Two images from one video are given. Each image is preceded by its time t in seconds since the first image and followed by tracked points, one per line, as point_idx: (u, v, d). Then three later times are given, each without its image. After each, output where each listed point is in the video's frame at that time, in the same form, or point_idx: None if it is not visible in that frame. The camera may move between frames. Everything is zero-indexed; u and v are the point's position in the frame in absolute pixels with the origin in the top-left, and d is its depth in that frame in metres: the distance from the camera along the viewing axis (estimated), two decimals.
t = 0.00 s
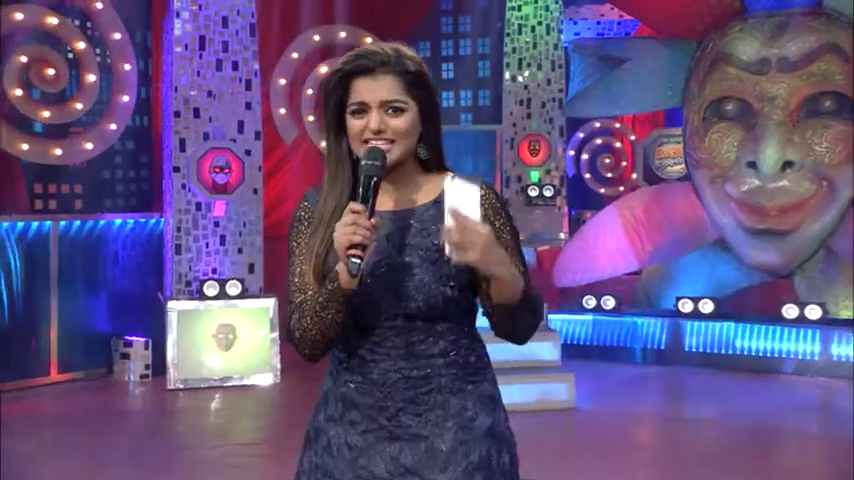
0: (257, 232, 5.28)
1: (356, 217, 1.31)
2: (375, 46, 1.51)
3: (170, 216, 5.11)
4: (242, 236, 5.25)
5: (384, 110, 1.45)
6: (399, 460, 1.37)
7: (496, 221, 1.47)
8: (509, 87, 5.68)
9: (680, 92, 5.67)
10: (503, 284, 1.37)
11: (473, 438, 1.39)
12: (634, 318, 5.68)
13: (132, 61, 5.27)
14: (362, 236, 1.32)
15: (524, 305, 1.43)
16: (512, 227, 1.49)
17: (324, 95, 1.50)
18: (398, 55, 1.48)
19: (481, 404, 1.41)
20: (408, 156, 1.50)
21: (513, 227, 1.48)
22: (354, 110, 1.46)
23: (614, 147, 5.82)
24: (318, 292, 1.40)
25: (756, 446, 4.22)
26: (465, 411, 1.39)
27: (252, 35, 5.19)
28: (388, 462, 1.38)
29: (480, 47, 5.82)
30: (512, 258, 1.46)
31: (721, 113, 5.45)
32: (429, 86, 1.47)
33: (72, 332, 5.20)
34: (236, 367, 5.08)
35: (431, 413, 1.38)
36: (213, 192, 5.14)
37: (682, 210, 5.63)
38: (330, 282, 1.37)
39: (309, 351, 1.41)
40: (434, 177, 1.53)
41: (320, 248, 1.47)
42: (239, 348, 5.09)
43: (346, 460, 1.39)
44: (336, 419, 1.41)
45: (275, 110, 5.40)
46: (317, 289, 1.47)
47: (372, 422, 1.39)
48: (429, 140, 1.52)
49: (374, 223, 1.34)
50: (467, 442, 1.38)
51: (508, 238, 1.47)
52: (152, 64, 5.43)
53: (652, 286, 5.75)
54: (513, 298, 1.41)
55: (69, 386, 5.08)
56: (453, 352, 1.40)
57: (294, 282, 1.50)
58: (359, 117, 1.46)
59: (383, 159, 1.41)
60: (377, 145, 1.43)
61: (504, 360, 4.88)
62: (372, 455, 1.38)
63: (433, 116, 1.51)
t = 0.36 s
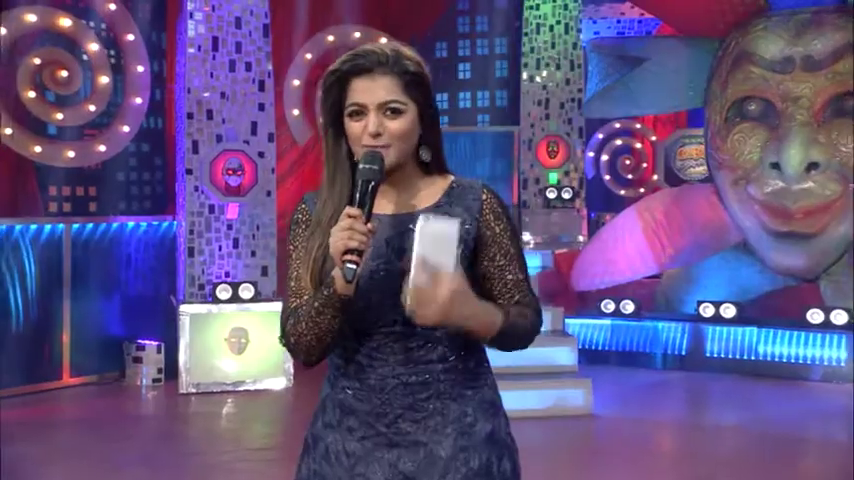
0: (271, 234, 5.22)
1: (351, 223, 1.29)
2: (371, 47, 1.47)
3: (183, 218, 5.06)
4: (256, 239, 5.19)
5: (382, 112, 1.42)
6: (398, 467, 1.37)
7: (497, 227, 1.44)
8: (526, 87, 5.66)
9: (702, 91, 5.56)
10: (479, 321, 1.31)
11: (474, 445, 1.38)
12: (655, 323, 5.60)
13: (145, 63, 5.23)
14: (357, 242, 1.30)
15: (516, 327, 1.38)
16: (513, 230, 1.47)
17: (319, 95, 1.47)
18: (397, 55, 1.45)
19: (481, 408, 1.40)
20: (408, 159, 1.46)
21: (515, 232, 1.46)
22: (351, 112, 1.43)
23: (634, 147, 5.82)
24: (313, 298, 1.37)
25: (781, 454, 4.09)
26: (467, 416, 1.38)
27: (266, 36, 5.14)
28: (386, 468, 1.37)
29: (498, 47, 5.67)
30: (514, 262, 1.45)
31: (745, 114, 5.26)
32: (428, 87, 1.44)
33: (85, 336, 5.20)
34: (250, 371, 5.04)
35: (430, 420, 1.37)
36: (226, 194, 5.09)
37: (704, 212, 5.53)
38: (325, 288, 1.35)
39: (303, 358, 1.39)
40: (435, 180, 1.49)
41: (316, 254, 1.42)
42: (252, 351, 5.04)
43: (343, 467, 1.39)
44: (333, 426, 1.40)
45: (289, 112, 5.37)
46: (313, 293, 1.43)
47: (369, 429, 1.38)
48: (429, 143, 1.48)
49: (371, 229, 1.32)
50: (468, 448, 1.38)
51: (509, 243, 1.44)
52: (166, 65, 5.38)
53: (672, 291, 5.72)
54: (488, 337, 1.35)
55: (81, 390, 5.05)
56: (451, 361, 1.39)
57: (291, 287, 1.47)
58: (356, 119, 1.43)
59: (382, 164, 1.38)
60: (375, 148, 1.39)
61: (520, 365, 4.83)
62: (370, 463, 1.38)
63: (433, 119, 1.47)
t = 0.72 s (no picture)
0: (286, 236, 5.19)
1: (349, 229, 1.38)
2: (369, 50, 1.54)
3: (197, 220, 5.05)
4: (270, 241, 5.16)
5: (379, 117, 1.50)
6: (398, 471, 1.48)
7: (497, 232, 1.53)
8: (545, 87, 5.74)
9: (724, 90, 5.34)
10: (471, 323, 1.44)
11: (475, 449, 1.49)
12: (676, 327, 5.55)
13: (161, 64, 5.21)
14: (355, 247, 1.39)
15: (512, 329, 1.49)
16: (515, 235, 1.55)
17: (317, 99, 1.55)
18: (394, 57, 1.52)
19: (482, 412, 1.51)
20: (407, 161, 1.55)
21: (516, 235, 1.55)
22: (349, 117, 1.51)
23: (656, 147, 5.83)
24: (313, 303, 1.48)
25: (806, 462, 3.97)
26: (467, 421, 1.49)
27: (281, 36, 5.10)
28: (387, 472, 1.48)
29: (517, 46, 5.71)
30: (515, 268, 1.53)
31: (768, 113, 4.91)
32: (427, 89, 1.51)
33: (101, 338, 5.19)
34: (264, 374, 5.01)
35: (432, 425, 1.48)
36: (241, 196, 5.06)
37: (728, 212, 5.36)
38: (324, 293, 1.46)
39: (304, 361, 1.50)
40: (435, 182, 1.57)
41: (316, 256, 1.52)
42: (267, 354, 5.00)
43: (345, 470, 1.49)
44: (336, 429, 1.51)
45: (303, 113, 5.18)
46: (312, 298, 1.55)
47: (372, 433, 1.49)
48: (428, 145, 1.56)
49: (369, 233, 1.41)
50: (468, 453, 1.49)
51: (510, 248, 1.53)
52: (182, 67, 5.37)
53: (693, 294, 5.60)
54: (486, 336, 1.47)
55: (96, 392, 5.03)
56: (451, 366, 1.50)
57: (292, 289, 1.57)
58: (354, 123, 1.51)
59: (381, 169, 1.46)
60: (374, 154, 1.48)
61: (532, 370, 4.82)
62: (371, 467, 1.48)
63: (432, 121, 1.55)
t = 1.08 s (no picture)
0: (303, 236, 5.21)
1: (360, 222, 1.37)
2: (376, 49, 1.56)
3: (216, 220, 5.08)
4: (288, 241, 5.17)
5: (389, 115, 1.50)
6: (403, 472, 1.47)
7: (502, 228, 1.53)
8: (564, 87, 5.72)
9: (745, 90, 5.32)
10: (459, 334, 1.43)
11: (481, 450, 1.47)
12: (697, 328, 5.47)
13: (179, 65, 5.23)
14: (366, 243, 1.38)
15: (504, 337, 1.47)
16: (520, 231, 1.54)
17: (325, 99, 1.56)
18: (401, 56, 1.53)
19: (489, 413, 1.50)
20: (414, 160, 1.56)
21: (520, 231, 1.54)
22: (357, 115, 1.52)
23: (677, 148, 5.67)
24: (321, 299, 1.47)
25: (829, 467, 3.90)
26: (473, 421, 1.48)
27: (299, 36, 5.10)
28: (392, 472, 1.47)
29: (536, 46, 5.77)
30: (519, 264, 1.52)
31: (790, 111, 4.94)
32: (434, 88, 1.52)
33: (121, 338, 5.23)
34: (282, 374, 5.03)
35: (437, 424, 1.47)
36: (259, 197, 5.09)
37: (748, 212, 5.31)
38: (333, 288, 1.45)
39: (312, 357, 1.50)
40: (441, 181, 1.58)
41: (322, 257, 1.54)
42: (284, 354, 5.02)
43: (350, 471, 1.49)
44: (341, 430, 1.51)
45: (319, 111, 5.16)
46: (319, 295, 1.55)
47: (376, 433, 1.48)
48: (435, 143, 1.57)
49: (379, 226, 1.39)
50: (475, 454, 1.47)
51: (513, 244, 1.52)
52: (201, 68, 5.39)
53: (713, 296, 5.56)
54: (477, 347, 1.47)
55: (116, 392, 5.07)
56: (457, 365, 1.49)
57: (298, 287, 1.58)
58: (362, 122, 1.52)
59: (389, 167, 1.47)
60: (383, 151, 1.48)
61: (550, 371, 4.83)
62: (376, 467, 1.48)
63: (439, 120, 1.56)
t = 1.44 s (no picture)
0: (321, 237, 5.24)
1: (369, 222, 1.43)
2: (379, 51, 1.61)
3: (234, 221, 5.12)
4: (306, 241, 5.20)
5: (393, 116, 1.56)
6: (409, 470, 1.54)
7: (505, 224, 1.59)
8: (582, 86, 5.89)
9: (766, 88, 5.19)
10: (463, 331, 1.50)
11: (486, 449, 1.54)
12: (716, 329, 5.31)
13: (198, 66, 5.27)
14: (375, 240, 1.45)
15: (505, 334, 1.53)
16: (524, 228, 1.60)
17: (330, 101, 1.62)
18: (403, 57, 1.59)
19: (495, 413, 1.57)
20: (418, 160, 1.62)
21: (524, 228, 1.60)
22: (362, 116, 1.57)
23: (696, 147, 5.59)
24: (329, 298, 1.55)
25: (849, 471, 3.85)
26: (479, 420, 1.55)
27: (316, 37, 5.11)
28: (398, 470, 1.54)
29: (555, 46, 5.92)
30: (524, 260, 1.57)
31: (812, 110, 4.70)
32: (435, 88, 1.58)
33: (140, 338, 5.27)
34: (299, 373, 5.04)
35: (442, 423, 1.54)
36: (277, 197, 5.11)
37: (768, 212, 5.25)
38: (342, 287, 1.53)
39: (321, 356, 1.57)
40: (445, 179, 1.65)
41: (329, 258, 1.61)
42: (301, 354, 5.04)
43: (358, 469, 1.56)
44: (349, 428, 1.59)
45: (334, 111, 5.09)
46: (326, 295, 1.62)
47: (384, 431, 1.56)
48: (439, 143, 1.63)
49: (388, 225, 1.45)
50: (480, 453, 1.54)
51: (517, 240, 1.58)
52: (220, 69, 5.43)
53: (733, 297, 5.49)
54: (480, 343, 1.53)
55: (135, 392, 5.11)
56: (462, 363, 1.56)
57: (305, 287, 1.65)
58: (367, 123, 1.58)
59: (396, 166, 1.53)
60: (389, 151, 1.54)
61: (568, 371, 4.83)
62: (383, 466, 1.55)
63: (441, 119, 1.62)
